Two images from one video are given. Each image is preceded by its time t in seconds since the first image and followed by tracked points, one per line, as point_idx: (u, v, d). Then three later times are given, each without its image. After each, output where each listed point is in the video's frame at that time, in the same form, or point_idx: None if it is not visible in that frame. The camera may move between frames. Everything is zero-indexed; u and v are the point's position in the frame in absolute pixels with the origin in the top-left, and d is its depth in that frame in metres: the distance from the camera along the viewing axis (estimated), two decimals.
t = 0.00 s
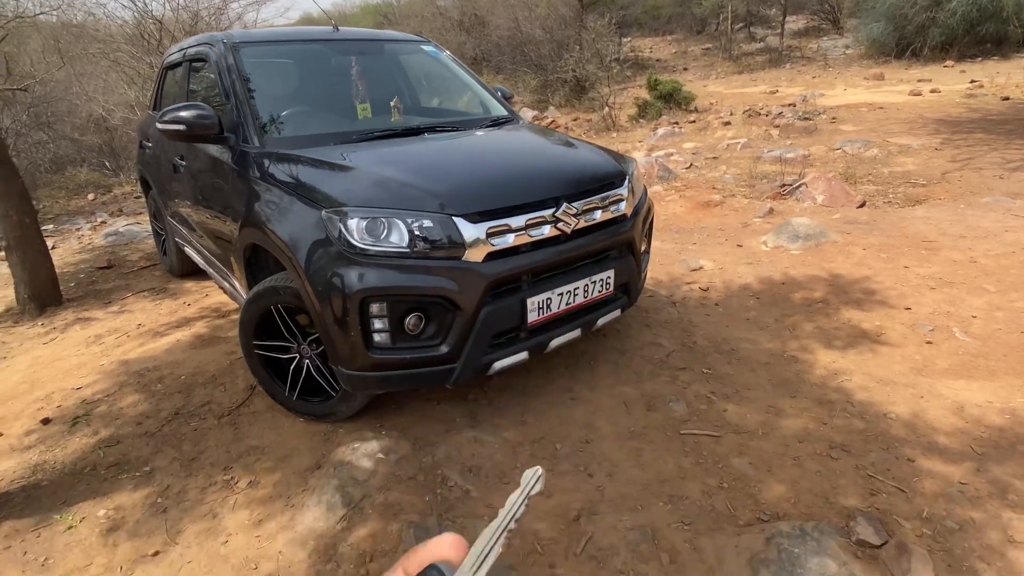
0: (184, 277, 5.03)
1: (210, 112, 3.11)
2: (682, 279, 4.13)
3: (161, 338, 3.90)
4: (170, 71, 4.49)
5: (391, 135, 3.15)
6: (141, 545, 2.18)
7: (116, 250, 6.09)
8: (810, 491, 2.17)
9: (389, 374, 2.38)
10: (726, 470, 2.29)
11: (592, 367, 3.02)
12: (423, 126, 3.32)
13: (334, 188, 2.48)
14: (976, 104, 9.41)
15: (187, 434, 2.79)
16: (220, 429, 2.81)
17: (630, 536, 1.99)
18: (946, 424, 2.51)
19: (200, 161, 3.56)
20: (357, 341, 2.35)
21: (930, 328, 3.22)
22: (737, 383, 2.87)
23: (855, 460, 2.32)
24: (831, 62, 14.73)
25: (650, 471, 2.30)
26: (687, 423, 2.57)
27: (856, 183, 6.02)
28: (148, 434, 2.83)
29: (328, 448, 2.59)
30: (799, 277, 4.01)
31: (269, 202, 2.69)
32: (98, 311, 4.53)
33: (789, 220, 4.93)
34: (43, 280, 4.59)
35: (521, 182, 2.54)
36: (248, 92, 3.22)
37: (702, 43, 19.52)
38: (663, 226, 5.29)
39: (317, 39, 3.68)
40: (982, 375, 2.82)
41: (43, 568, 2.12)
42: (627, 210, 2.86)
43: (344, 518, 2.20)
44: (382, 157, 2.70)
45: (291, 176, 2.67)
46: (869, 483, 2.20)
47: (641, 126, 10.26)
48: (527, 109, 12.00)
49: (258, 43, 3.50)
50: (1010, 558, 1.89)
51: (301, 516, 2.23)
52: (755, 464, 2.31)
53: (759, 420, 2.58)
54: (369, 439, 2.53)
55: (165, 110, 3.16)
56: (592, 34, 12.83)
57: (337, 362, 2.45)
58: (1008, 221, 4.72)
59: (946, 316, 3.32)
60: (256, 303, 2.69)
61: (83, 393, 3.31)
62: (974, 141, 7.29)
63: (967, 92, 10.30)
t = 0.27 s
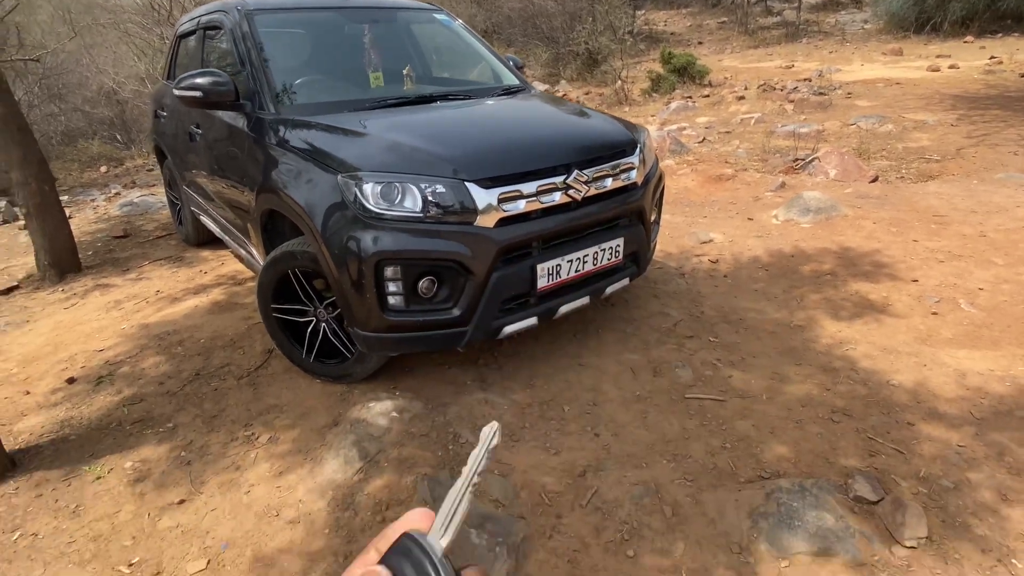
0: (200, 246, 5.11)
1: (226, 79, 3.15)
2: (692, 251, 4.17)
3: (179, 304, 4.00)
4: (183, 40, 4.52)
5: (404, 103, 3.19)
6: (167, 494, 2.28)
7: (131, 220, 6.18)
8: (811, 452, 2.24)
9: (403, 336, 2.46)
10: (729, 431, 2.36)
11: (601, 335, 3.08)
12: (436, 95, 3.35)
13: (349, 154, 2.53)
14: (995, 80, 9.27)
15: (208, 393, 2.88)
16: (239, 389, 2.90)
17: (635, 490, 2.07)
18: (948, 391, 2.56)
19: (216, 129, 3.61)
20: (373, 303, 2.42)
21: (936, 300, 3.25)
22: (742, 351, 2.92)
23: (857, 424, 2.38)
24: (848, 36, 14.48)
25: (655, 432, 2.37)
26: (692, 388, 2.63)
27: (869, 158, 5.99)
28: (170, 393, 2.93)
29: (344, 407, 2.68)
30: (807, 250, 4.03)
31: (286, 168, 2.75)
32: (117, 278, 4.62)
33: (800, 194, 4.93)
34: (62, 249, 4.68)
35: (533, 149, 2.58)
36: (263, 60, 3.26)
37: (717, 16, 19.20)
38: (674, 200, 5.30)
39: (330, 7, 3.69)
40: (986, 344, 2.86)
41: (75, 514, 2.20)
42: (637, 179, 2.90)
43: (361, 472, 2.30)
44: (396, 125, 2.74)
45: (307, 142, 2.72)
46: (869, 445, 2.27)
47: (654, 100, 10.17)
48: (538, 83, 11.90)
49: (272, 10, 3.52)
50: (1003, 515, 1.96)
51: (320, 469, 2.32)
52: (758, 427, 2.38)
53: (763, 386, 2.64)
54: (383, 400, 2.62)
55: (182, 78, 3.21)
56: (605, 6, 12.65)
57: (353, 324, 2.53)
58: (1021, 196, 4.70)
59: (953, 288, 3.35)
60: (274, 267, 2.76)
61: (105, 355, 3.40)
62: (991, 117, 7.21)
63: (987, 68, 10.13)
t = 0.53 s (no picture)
0: (216, 225, 5.24)
1: (240, 57, 3.25)
2: (696, 228, 4.24)
3: (197, 279, 4.13)
4: (198, 21, 4.61)
5: (413, 81, 3.27)
6: (192, 451, 2.43)
7: (148, 200, 6.31)
8: (804, 414, 2.33)
9: (414, 304, 2.56)
10: (726, 396, 2.45)
11: (605, 307, 3.17)
12: (444, 73, 3.43)
13: (360, 129, 2.62)
14: (1010, 59, 9.17)
15: (228, 360, 3.02)
16: (258, 356, 3.04)
17: (634, 448, 2.18)
18: (942, 360, 2.64)
19: (231, 107, 3.71)
20: (384, 273, 2.52)
21: (935, 274, 3.31)
22: (742, 322, 3.01)
23: (850, 390, 2.47)
24: (863, 16, 14.30)
25: (654, 396, 2.47)
26: (692, 356, 2.73)
27: (877, 138, 6.00)
28: (192, 360, 3.07)
29: (358, 373, 2.80)
30: (811, 227, 4.09)
31: (300, 144, 2.85)
32: (136, 255, 4.76)
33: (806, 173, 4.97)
34: (84, 228, 4.80)
35: (538, 124, 2.66)
36: (277, 39, 3.35)
37: None
38: (680, 179, 5.36)
39: None
40: (982, 316, 2.93)
41: (107, 468, 2.37)
42: (640, 154, 2.97)
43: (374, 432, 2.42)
44: (405, 101, 2.83)
45: (320, 118, 2.81)
46: (860, 409, 2.35)
47: (663, 81, 10.14)
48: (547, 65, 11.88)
49: None
50: (986, 473, 2.05)
51: (336, 428, 2.46)
52: (754, 391, 2.47)
53: (761, 354, 2.73)
54: (396, 366, 2.74)
55: (198, 56, 3.30)
56: None
57: (365, 294, 2.64)
58: None
59: (953, 263, 3.41)
60: (289, 240, 2.87)
61: (129, 325, 3.54)
62: (1003, 97, 7.17)
63: (1002, 47, 10.01)
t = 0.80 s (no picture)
0: (225, 214, 5.35)
1: (249, 47, 3.34)
2: (696, 211, 4.31)
3: (209, 265, 4.24)
4: (206, 14, 4.71)
5: (416, 67, 3.35)
6: (209, 423, 2.58)
7: (159, 192, 6.44)
8: (796, 382, 2.42)
9: (419, 282, 2.66)
10: (721, 367, 2.54)
11: (605, 286, 3.26)
12: (447, 59, 3.51)
13: (365, 113, 2.71)
14: (1014, 42, 9.14)
15: (241, 340, 3.13)
16: (270, 336, 3.14)
17: (631, 415, 2.28)
18: (933, 330, 2.71)
19: (240, 97, 3.81)
20: (391, 251, 2.62)
21: (930, 251, 3.37)
22: (739, 298, 3.09)
23: (842, 359, 2.55)
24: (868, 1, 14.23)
25: (652, 367, 2.56)
26: (689, 330, 2.81)
27: (878, 121, 6.03)
28: (207, 340, 3.18)
29: (366, 350, 2.90)
30: (809, 208, 4.15)
31: (307, 129, 2.94)
32: (150, 244, 4.88)
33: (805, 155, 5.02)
34: (100, 218, 4.91)
35: (538, 106, 2.74)
36: (284, 29, 3.44)
37: None
38: (681, 164, 5.42)
39: None
40: (974, 289, 2.99)
41: (131, 438, 2.55)
42: (639, 135, 3.05)
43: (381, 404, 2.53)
44: (409, 85, 2.92)
45: (326, 104, 2.91)
46: (851, 377, 2.43)
47: (666, 69, 10.17)
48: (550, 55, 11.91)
49: None
50: (970, 434, 2.13)
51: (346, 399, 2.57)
52: (748, 362, 2.56)
53: (756, 328, 2.81)
54: (403, 343, 2.84)
55: (208, 47, 3.40)
56: None
57: (373, 273, 2.73)
58: None
59: (948, 240, 3.46)
60: (298, 222, 2.97)
61: (145, 309, 3.66)
62: (1006, 79, 7.17)
63: (1007, 30, 9.97)
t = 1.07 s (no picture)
0: (231, 225, 5.45)
1: (254, 63, 3.45)
2: (692, 212, 4.41)
3: (218, 275, 4.34)
4: (209, 30, 4.83)
5: (417, 79, 3.46)
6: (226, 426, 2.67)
7: (165, 205, 6.55)
8: (790, 374, 2.51)
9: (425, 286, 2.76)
10: (718, 361, 2.63)
11: (605, 286, 3.36)
12: (447, 70, 3.62)
13: (370, 125, 2.82)
14: (1004, 38, 9.26)
15: (253, 347, 3.23)
16: (281, 342, 3.24)
17: (633, 409, 2.37)
18: (922, 322, 2.81)
19: (245, 111, 3.92)
20: (397, 257, 2.72)
21: (919, 245, 3.47)
22: (735, 296, 3.19)
23: (834, 352, 2.64)
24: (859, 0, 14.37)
25: (651, 363, 2.66)
26: (687, 327, 2.91)
27: (870, 119, 6.14)
28: (220, 347, 3.28)
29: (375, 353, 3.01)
30: (803, 206, 4.25)
31: (313, 141, 3.05)
32: (159, 256, 4.98)
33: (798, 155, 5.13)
34: (108, 231, 5.03)
35: (536, 115, 2.85)
36: (287, 44, 3.55)
37: None
38: (678, 166, 5.52)
39: None
40: (962, 281, 3.09)
41: (151, 443, 2.64)
42: (633, 139, 3.15)
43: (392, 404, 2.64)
44: (411, 97, 3.03)
45: (331, 117, 3.01)
46: (843, 368, 2.53)
47: (661, 72, 10.29)
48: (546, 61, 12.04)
49: None
50: (956, 419, 2.23)
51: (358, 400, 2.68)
52: (744, 356, 2.66)
53: (751, 323, 2.91)
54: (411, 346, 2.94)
55: (215, 64, 3.51)
56: None
57: (380, 278, 2.83)
58: (1014, 148, 4.86)
59: (937, 234, 3.56)
60: (307, 231, 3.07)
61: (157, 319, 3.76)
62: (995, 75, 7.28)
63: (997, 26, 10.10)
